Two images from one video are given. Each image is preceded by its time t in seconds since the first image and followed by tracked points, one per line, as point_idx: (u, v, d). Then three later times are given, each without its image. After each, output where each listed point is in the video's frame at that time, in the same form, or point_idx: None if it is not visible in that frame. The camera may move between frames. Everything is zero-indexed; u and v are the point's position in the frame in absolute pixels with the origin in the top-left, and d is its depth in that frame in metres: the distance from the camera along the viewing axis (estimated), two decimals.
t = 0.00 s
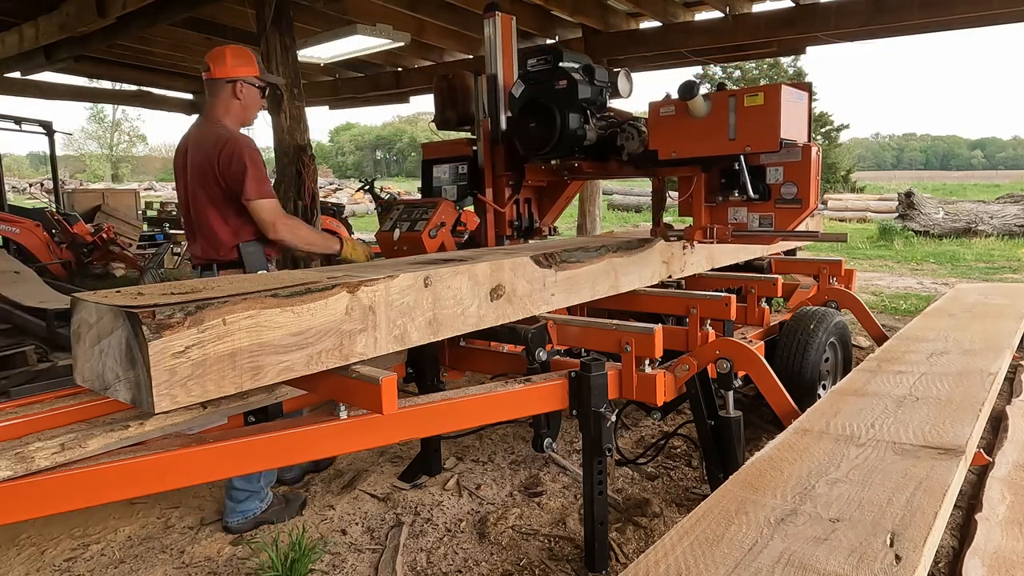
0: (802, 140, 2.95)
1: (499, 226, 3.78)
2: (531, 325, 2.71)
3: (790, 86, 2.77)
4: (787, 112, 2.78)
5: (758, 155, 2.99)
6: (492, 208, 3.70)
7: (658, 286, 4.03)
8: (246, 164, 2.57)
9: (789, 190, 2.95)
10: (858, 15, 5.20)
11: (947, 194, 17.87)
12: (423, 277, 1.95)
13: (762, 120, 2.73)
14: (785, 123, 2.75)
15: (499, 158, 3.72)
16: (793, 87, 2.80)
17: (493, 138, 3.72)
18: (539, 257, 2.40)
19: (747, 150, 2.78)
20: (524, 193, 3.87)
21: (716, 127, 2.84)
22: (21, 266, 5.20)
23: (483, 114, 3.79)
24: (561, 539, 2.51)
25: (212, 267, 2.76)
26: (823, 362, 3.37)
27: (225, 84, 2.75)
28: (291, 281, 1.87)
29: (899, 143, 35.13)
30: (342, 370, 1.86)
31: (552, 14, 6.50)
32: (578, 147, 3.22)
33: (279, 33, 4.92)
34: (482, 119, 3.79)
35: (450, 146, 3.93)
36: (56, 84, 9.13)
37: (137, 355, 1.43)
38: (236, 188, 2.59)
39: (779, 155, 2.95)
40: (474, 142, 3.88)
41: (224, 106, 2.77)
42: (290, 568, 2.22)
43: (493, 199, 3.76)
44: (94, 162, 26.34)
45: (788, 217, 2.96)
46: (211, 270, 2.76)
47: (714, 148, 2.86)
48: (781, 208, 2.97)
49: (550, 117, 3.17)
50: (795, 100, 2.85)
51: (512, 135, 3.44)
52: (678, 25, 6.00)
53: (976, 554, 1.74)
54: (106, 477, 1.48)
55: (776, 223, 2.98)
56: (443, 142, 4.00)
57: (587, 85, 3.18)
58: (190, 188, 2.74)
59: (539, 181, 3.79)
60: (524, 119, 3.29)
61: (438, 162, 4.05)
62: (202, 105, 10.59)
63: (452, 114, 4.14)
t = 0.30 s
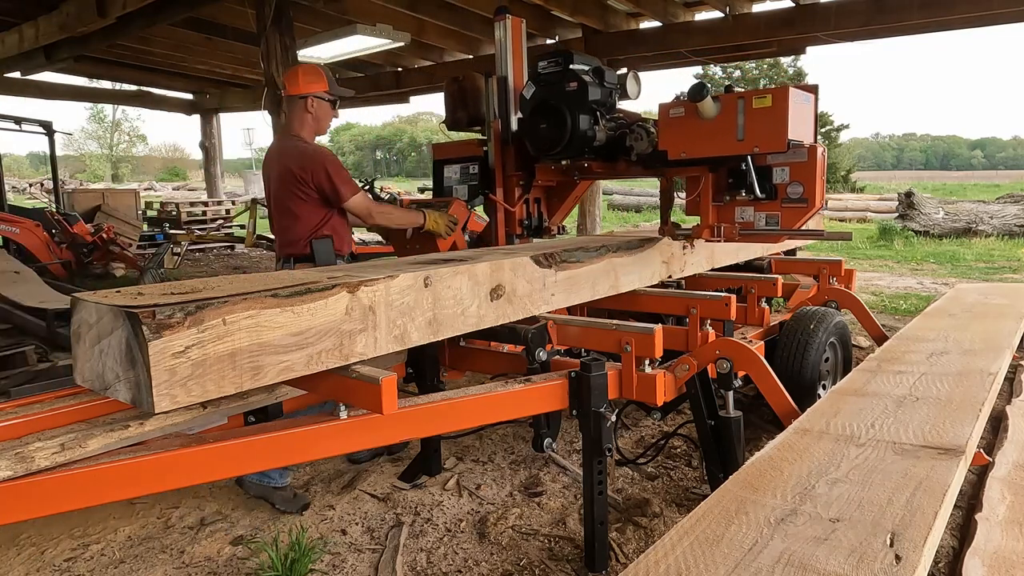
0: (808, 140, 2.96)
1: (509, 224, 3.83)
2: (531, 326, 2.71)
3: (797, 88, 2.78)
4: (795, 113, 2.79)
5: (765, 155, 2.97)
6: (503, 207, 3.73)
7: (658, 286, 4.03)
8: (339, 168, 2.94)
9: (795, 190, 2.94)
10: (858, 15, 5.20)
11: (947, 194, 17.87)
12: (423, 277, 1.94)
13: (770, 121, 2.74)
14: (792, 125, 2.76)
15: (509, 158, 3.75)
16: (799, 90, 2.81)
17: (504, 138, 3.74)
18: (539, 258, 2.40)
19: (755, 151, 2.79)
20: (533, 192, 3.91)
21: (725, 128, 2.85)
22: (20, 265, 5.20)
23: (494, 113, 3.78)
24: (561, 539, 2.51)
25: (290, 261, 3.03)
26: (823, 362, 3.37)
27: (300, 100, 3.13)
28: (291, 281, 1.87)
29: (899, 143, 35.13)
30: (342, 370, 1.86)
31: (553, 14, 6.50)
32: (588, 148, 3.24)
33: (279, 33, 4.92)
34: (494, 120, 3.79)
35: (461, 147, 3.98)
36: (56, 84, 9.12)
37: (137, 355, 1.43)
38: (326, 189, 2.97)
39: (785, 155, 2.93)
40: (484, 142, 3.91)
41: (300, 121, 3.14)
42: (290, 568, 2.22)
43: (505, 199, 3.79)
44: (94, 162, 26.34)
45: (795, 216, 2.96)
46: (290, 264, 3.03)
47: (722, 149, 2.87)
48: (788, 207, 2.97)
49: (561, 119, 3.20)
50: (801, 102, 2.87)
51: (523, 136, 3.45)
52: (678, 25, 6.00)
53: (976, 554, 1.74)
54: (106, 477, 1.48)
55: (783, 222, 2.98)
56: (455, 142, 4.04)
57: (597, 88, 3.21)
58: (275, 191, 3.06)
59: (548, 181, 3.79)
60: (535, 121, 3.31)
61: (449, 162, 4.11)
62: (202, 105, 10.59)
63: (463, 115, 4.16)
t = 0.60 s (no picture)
0: (815, 141, 2.95)
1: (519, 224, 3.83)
2: (531, 325, 2.71)
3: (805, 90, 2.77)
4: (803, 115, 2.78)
5: (771, 156, 3.00)
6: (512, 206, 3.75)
7: (658, 286, 4.03)
8: (373, 166, 3.17)
9: (801, 190, 2.95)
10: (858, 15, 5.20)
11: (947, 194, 17.87)
12: (423, 277, 1.95)
13: (778, 124, 2.74)
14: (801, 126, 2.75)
15: (518, 158, 3.77)
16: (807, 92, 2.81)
17: (513, 138, 3.77)
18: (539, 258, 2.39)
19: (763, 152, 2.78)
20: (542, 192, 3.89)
21: (734, 130, 2.84)
22: (20, 265, 5.20)
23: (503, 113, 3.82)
24: (561, 539, 2.51)
25: (329, 248, 3.31)
26: (823, 362, 3.37)
27: (343, 98, 3.37)
28: (292, 281, 1.87)
29: (899, 144, 35.12)
30: (342, 370, 1.86)
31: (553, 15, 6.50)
32: (597, 149, 3.25)
33: (280, 33, 4.92)
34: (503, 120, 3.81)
35: (471, 147, 4.00)
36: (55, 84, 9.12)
37: (137, 355, 1.43)
38: (361, 184, 3.19)
39: (792, 156, 2.96)
40: (493, 143, 3.92)
41: (341, 117, 3.38)
42: (290, 568, 2.22)
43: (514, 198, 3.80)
44: (94, 162, 26.33)
45: (801, 216, 2.97)
46: (329, 250, 3.30)
47: (731, 150, 2.86)
48: (794, 206, 2.97)
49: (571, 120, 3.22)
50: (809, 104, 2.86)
51: (533, 136, 3.50)
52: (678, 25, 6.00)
53: (976, 554, 1.74)
54: (106, 477, 1.48)
55: (789, 221, 2.99)
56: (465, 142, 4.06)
57: (607, 90, 3.22)
58: (314, 180, 3.30)
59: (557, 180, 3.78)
60: (544, 121, 3.34)
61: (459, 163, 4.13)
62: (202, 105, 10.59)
63: (472, 117, 4.19)
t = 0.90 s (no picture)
0: (817, 141, 2.95)
1: (524, 224, 3.82)
2: (531, 325, 2.71)
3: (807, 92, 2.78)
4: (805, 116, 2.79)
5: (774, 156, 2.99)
6: (518, 206, 3.74)
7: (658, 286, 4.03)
8: (384, 167, 3.18)
9: (803, 190, 2.94)
10: (858, 15, 5.20)
11: (947, 194, 17.87)
12: (423, 277, 1.95)
13: (782, 124, 2.74)
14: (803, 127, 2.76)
15: (524, 158, 3.76)
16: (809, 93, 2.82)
17: (518, 139, 3.76)
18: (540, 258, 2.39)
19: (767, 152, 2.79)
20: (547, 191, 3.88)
21: (738, 130, 2.84)
22: (20, 265, 5.20)
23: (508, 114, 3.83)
24: (561, 539, 2.51)
25: (344, 247, 3.33)
26: (823, 362, 3.37)
27: (354, 99, 3.38)
28: (292, 281, 1.86)
29: (899, 144, 35.12)
30: (342, 370, 1.86)
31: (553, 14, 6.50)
32: (602, 150, 3.25)
33: (280, 33, 4.91)
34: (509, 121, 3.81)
35: (476, 148, 4.00)
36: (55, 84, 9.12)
37: (137, 355, 1.43)
38: (371, 184, 3.20)
39: (795, 156, 2.94)
40: (498, 143, 3.92)
41: (353, 118, 3.38)
42: (290, 568, 2.22)
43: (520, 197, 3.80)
44: (94, 162, 26.33)
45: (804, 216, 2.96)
46: (344, 249, 3.32)
47: (735, 150, 2.86)
48: (796, 206, 2.96)
49: (576, 121, 3.22)
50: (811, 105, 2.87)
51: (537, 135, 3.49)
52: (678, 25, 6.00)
53: (976, 554, 1.74)
54: (105, 477, 1.48)
55: (792, 221, 2.98)
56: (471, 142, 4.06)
57: (612, 91, 3.23)
58: (327, 181, 3.32)
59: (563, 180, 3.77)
60: (549, 121, 3.34)
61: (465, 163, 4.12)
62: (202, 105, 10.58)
63: (478, 117, 4.19)
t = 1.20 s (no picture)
0: (818, 141, 2.95)
1: (524, 223, 3.81)
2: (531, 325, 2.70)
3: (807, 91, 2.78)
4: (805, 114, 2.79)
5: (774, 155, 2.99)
6: (519, 205, 3.74)
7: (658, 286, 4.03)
8: (390, 172, 3.17)
9: (804, 188, 2.93)
10: (858, 15, 5.20)
11: (947, 194, 17.87)
12: (423, 277, 1.95)
13: (782, 122, 2.74)
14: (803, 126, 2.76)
15: (524, 157, 3.76)
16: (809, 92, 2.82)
17: (519, 138, 3.76)
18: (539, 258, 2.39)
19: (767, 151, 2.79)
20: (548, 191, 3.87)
21: (738, 128, 2.84)
22: (20, 265, 5.19)
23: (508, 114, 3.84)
24: (561, 539, 2.51)
25: (353, 248, 3.33)
26: (823, 361, 3.37)
27: (363, 101, 3.36)
28: (291, 280, 1.86)
29: (899, 144, 35.11)
30: (342, 370, 1.86)
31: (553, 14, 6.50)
32: (603, 149, 3.25)
33: (280, 33, 4.91)
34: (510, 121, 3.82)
35: (476, 147, 4.01)
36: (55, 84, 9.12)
37: (137, 355, 1.43)
38: (376, 189, 3.19)
39: (795, 155, 2.94)
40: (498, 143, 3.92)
41: (361, 120, 3.36)
42: (290, 568, 2.22)
43: (520, 196, 3.79)
44: (94, 162, 26.33)
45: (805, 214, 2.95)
46: (353, 250, 3.33)
47: (736, 149, 2.86)
48: (797, 205, 2.96)
49: (577, 120, 3.22)
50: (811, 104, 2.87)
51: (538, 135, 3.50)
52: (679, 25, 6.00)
53: (976, 554, 1.74)
54: (105, 477, 1.48)
55: (793, 219, 2.98)
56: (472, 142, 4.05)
57: (612, 89, 3.22)
58: (336, 183, 3.32)
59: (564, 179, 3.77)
60: (549, 121, 3.34)
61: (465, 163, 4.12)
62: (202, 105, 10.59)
63: (479, 117, 4.19)
